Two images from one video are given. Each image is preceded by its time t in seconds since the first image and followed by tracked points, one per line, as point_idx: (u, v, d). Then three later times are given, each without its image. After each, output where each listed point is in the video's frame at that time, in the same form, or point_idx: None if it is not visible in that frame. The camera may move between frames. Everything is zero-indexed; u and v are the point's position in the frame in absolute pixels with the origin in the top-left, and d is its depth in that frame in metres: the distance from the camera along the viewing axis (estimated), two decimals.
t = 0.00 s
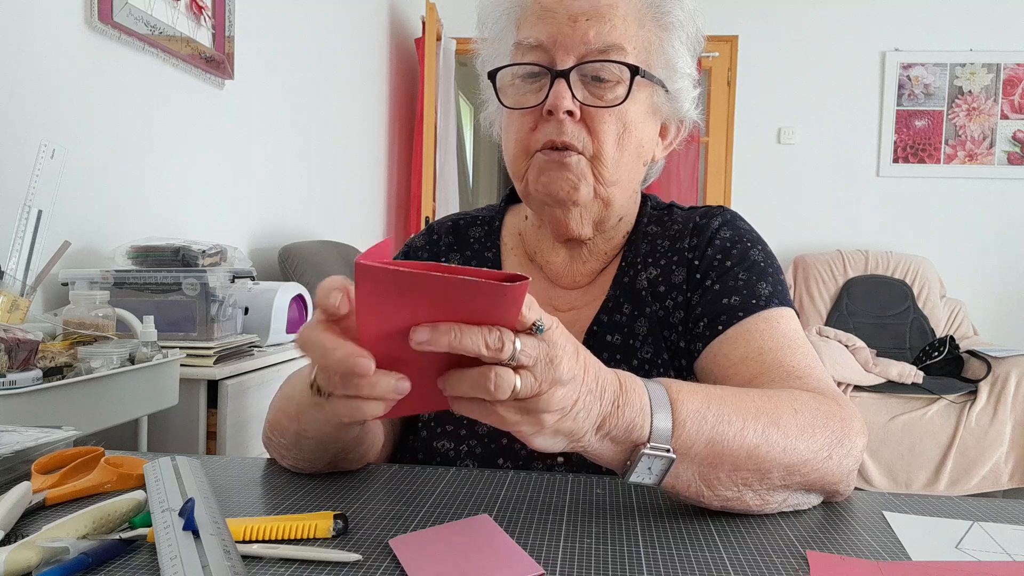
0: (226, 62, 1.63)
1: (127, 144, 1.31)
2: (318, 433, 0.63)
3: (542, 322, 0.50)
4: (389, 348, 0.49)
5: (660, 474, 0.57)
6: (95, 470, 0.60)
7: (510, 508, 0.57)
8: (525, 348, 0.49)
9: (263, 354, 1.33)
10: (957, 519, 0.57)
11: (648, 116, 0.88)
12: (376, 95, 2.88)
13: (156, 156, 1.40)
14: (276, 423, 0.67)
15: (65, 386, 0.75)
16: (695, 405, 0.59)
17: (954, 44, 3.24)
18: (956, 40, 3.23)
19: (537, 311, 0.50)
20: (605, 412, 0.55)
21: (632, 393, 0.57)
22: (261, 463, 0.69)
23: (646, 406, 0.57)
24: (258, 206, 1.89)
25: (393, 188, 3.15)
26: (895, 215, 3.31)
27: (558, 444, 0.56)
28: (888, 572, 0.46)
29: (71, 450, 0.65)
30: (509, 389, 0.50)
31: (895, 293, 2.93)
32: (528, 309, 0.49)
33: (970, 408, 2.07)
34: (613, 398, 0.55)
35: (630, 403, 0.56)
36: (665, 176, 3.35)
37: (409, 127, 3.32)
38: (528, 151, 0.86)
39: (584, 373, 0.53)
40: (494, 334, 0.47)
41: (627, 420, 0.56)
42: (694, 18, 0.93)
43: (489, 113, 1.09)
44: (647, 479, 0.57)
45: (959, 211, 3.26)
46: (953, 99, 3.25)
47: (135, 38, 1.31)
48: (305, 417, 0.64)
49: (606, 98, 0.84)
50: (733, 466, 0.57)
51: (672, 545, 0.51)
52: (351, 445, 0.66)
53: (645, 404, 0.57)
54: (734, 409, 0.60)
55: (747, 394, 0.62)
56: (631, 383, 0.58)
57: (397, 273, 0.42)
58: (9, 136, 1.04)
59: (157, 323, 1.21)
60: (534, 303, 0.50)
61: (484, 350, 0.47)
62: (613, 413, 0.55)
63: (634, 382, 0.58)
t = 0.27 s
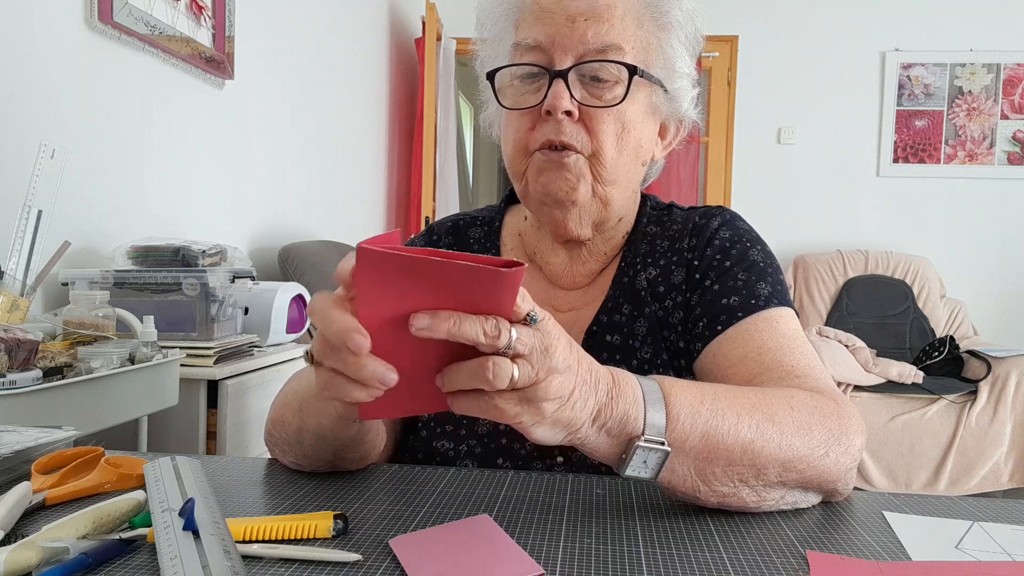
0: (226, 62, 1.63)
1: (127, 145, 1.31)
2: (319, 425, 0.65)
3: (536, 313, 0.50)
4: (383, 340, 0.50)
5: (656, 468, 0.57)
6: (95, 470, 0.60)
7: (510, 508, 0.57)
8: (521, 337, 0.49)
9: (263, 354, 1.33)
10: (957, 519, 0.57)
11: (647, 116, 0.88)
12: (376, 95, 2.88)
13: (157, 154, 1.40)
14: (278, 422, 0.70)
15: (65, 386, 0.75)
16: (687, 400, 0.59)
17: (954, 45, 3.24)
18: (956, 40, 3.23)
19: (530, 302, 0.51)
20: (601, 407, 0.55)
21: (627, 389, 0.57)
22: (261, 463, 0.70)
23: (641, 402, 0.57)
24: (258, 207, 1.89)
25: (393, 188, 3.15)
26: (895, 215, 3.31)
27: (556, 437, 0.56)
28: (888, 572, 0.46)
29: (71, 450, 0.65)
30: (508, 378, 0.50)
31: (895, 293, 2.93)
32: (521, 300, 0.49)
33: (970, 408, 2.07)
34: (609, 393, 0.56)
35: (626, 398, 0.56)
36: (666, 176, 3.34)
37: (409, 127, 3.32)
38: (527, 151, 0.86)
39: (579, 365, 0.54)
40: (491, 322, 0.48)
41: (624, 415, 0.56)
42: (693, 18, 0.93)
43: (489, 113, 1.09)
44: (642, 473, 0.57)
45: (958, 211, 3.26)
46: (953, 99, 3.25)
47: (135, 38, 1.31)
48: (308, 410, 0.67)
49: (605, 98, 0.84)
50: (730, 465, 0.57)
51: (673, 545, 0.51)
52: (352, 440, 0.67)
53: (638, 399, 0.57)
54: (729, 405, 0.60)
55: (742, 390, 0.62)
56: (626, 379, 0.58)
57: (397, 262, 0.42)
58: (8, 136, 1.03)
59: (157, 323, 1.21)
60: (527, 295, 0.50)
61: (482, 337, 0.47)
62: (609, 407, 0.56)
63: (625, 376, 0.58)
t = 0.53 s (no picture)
0: (226, 62, 1.63)
1: (127, 145, 1.31)
2: (312, 423, 0.66)
3: (536, 313, 0.50)
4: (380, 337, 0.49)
5: (654, 469, 0.57)
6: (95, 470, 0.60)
7: (510, 508, 0.57)
8: (518, 336, 0.49)
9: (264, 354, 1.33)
10: (957, 519, 0.57)
11: (645, 115, 0.88)
12: (376, 95, 2.88)
13: (157, 153, 1.40)
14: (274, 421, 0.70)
15: (64, 386, 0.75)
16: (688, 402, 0.59)
17: (954, 45, 3.24)
18: (956, 40, 3.23)
19: (531, 302, 0.50)
20: (598, 407, 0.55)
21: (627, 390, 0.57)
22: (261, 462, 0.70)
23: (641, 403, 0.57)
24: (258, 207, 1.89)
25: (393, 188, 3.16)
26: (895, 215, 3.31)
27: (555, 435, 0.56)
28: (887, 572, 0.46)
29: (71, 450, 0.65)
30: (502, 375, 0.50)
31: (895, 293, 2.93)
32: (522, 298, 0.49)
33: (970, 408, 2.07)
34: (609, 391, 0.56)
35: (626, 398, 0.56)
36: (666, 176, 3.34)
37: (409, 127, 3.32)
38: (526, 151, 0.86)
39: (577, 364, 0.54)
40: (488, 320, 0.48)
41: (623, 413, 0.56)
42: (692, 18, 0.93)
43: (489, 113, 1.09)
44: (641, 475, 0.57)
45: (959, 212, 3.26)
46: (953, 99, 3.25)
47: (135, 38, 1.31)
48: (299, 412, 0.68)
49: (603, 98, 0.84)
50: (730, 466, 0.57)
51: (673, 545, 0.51)
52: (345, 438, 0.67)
53: (638, 401, 0.57)
54: (729, 407, 0.60)
55: (740, 390, 0.63)
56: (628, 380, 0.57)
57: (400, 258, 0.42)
58: (9, 137, 1.04)
59: (157, 323, 1.21)
60: (528, 294, 0.50)
61: (479, 335, 0.47)
62: (608, 406, 0.56)
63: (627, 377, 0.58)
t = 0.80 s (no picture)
0: (226, 62, 1.63)
1: (126, 145, 1.31)
2: (312, 424, 0.66)
3: (532, 310, 0.49)
4: (373, 337, 0.49)
5: (653, 471, 0.57)
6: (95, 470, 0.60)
7: (510, 508, 0.57)
8: (513, 334, 0.49)
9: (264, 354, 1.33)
10: (957, 519, 0.57)
11: (644, 115, 0.88)
12: (376, 95, 2.88)
13: (157, 154, 1.40)
14: (276, 421, 0.71)
15: (65, 386, 0.75)
16: (687, 404, 0.59)
17: (954, 45, 3.24)
18: (956, 40, 3.23)
19: (529, 299, 0.50)
20: (597, 408, 0.55)
21: (624, 392, 0.57)
22: (260, 463, 0.70)
23: (638, 404, 0.57)
24: (258, 207, 1.89)
25: (393, 188, 3.15)
26: (896, 215, 3.31)
27: (554, 436, 0.56)
28: (887, 572, 0.46)
29: (71, 450, 0.65)
30: (496, 370, 0.50)
31: (895, 293, 2.93)
32: (518, 295, 0.49)
33: (970, 408, 2.07)
34: (607, 392, 0.55)
35: (624, 398, 0.56)
36: (666, 176, 3.34)
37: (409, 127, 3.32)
38: (526, 151, 0.86)
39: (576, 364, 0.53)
40: (484, 317, 0.47)
41: (621, 414, 0.56)
42: (690, 18, 0.93)
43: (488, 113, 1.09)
44: (640, 477, 0.57)
45: (959, 212, 3.26)
46: (953, 99, 3.25)
47: (135, 38, 1.31)
48: (303, 411, 0.68)
49: (602, 98, 0.84)
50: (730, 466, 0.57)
51: (673, 545, 0.51)
52: (343, 441, 0.66)
53: (637, 403, 0.57)
54: (728, 408, 0.60)
55: (741, 391, 0.63)
56: (626, 383, 0.57)
57: (411, 249, 0.41)
58: (9, 137, 1.04)
59: (157, 323, 1.21)
60: (526, 291, 0.50)
61: (474, 332, 0.47)
62: (606, 408, 0.56)
63: (626, 379, 0.58)
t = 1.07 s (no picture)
0: (226, 62, 1.63)
1: (126, 145, 1.30)
2: (312, 426, 0.66)
3: (530, 308, 0.49)
4: (371, 333, 0.48)
5: (654, 472, 0.57)
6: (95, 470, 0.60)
7: (510, 508, 0.57)
8: (511, 334, 0.49)
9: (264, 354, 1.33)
10: (957, 519, 0.57)
11: (643, 116, 0.88)
12: (376, 95, 2.88)
13: (156, 153, 1.40)
14: (276, 422, 0.70)
15: (65, 386, 0.75)
16: (686, 405, 0.59)
17: (954, 44, 3.24)
18: (956, 40, 3.23)
19: (527, 296, 0.50)
20: (597, 407, 0.55)
21: (624, 394, 0.57)
22: (260, 463, 0.70)
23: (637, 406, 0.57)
24: (258, 208, 1.88)
25: (393, 188, 3.16)
26: (896, 215, 3.31)
27: (554, 437, 0.56)
28: (888, 572, 0.46)
29: (71, 450, 0.65)
30: (493, 371, 0.50)
31: (895, 293, 2.93)
32: (516, 292, 0.49)
33: (970, 408, 2.07)
34: (606, 393, 0.56)
35: (624, 399, 0.56)
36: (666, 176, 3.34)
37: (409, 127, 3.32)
38: (525, 152, 0.86)
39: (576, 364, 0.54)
40: (481, 317, 0.47)
41: (621, 415, 0.56)
42: (689, 19, 0.93)
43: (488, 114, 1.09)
44: (641, 478, 0.57)
45: (959, 212, 3.26)
46: (953, 99, 3.25)
47: (135, 38, 1.31)
48: (304, 412, 0.68)
49: (601, 98, 0.84)
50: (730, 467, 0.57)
51: (673, 545, 0.51)
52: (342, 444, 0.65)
53: (636, 405, 0.57)
54: (728, 409, 0.60)
55: (742, 391, 0.63)
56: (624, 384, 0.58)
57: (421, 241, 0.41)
58: (8, 136, 1.04)
59: (157, 323, 1.21)
60: (525, 288, 0.50)
61: (471, 332, 0.47)
62: (606, 408, 0.56)
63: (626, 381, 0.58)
